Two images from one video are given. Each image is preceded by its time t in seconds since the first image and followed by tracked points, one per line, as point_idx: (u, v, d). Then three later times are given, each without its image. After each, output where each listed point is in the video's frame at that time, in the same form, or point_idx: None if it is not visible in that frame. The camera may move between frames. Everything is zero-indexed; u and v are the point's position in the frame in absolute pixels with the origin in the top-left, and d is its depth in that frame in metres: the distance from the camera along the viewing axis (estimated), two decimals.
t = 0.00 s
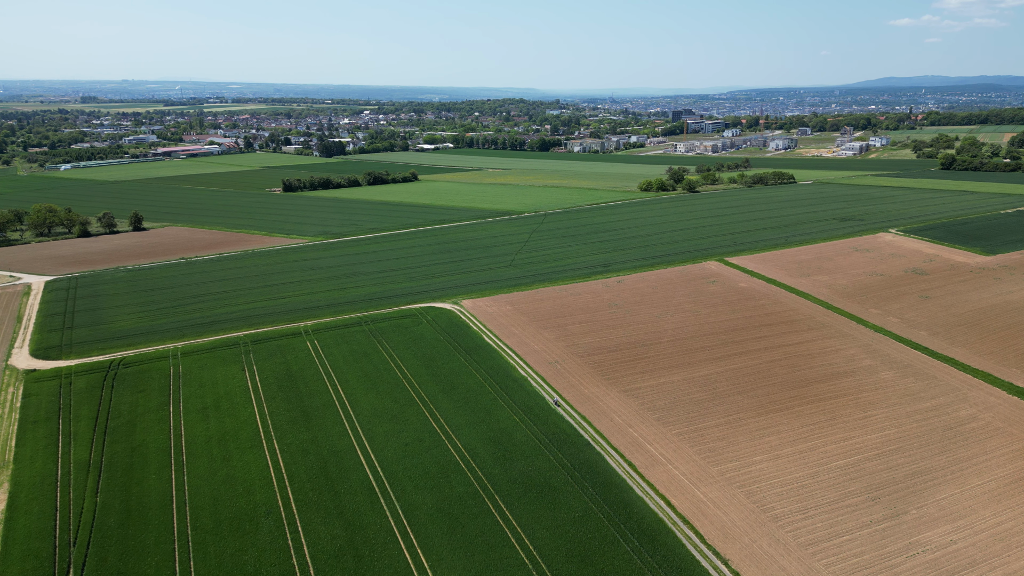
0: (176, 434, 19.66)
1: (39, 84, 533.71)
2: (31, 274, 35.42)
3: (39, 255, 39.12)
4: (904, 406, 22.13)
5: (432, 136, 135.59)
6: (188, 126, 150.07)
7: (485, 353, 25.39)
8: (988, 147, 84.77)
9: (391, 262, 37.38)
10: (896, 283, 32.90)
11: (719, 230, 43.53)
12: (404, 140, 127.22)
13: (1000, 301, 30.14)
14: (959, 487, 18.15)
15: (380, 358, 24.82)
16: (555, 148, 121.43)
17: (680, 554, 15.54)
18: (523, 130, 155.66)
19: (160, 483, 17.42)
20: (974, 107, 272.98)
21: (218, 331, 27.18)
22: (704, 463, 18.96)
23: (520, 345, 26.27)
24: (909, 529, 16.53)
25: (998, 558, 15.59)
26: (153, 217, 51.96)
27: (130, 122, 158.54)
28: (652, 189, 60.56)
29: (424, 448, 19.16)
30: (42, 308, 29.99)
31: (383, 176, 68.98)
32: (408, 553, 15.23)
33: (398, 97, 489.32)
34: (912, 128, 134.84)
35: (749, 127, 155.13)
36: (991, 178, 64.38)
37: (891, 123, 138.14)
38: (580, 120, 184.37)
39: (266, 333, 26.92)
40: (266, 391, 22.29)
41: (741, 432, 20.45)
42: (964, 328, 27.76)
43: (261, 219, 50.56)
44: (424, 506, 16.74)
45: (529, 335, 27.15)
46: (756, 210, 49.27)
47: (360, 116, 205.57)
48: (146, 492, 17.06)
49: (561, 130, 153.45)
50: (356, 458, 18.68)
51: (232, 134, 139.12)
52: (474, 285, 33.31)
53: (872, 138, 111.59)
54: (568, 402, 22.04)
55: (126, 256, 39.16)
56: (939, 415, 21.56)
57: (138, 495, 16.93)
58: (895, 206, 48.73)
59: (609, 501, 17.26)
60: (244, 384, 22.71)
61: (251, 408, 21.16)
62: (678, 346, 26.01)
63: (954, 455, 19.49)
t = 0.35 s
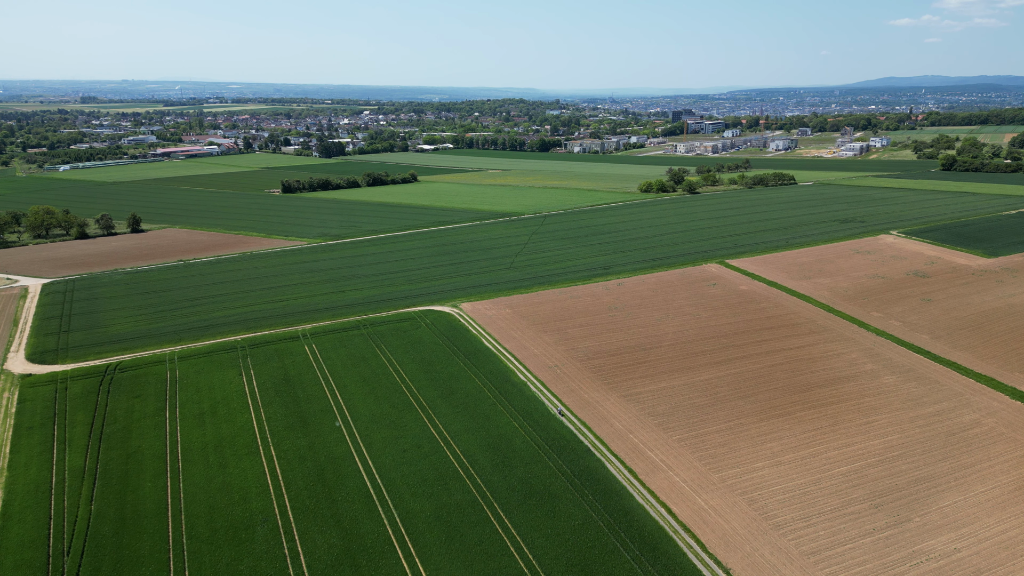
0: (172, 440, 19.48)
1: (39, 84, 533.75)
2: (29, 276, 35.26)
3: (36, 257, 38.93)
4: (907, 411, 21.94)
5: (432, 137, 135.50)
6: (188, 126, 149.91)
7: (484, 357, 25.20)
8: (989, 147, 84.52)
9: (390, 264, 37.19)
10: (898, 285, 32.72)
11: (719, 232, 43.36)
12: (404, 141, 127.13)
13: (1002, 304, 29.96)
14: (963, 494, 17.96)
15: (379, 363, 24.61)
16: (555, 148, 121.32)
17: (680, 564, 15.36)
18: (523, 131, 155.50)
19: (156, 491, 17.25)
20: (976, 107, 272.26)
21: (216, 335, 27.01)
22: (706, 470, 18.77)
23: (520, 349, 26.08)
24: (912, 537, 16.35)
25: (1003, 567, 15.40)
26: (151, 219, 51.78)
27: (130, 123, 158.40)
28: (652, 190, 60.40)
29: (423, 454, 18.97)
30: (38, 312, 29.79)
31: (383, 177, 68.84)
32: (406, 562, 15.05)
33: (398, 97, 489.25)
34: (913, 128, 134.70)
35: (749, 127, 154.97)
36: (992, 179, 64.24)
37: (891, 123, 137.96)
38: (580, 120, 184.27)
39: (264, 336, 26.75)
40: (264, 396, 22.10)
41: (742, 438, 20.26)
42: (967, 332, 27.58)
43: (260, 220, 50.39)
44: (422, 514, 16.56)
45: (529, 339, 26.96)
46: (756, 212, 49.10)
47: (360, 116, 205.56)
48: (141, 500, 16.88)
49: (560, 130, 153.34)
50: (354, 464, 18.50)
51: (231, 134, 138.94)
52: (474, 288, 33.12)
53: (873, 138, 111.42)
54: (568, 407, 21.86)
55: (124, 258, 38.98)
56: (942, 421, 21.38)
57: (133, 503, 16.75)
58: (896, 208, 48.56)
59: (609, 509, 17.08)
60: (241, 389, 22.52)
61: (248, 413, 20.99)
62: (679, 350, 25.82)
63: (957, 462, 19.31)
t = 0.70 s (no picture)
0: (168, 447, 19.33)
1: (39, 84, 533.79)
2: (26, 279, 35.07)
3: (34, 259, 38.73)
4: (910, 416, 21.76)
5: (431, 137, 135.36)
6: (187, 126, 149.69)
7: (483, 361, 25.04)
8: (990, 148, 84.28)
9: (388, 267, 36.99)
10: (899, 288, 32.54)
11: (720, 234, 43.17)
12: (404, 141, 127.03)
13: (1005, 307, 29.76)
14: (966, 501, 17.78)
15: (377, 367, 24.42)
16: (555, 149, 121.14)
17: (681, 573, 15.18)
18: (523, 131, 155.31)
19: (151, 498, 17.07)
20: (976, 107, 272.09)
21: (213, 339, 26.83)
22: (707, 477, 18.58)
23: (519, 352, 25.90)
24: (916, 545, 16.17)
25: None
26: (150, 220, 51.58)
27: (130, 123, 158.34)
28: (652, 191, 60.23)
29: (421, 461, 18.79)
30: (35, 315, 29.59)
31: (382, 178, 68.70)
32: (403, 571, 14.86)
33: (398, 97, 489.14)
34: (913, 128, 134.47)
35: (749, 127, 154.83)
36: (993, 180, 64.02)
37: (891, 123, 137.75)
38: (580, 120, 184.14)
39: (262, 340, 26.58)
40: (261, 401, 21.92)
41: (744, 444, 20.09)
42: (969, 335, 27.39)
43: (258, 222, 50.19)
44: (420, 522, 16.37)
45: (528, 343, 26.79)
46: (757, 213, 48.93)
47: (360, 116, 205.47)
48: (136, 507, 16.70)
49: (561, 130, 153.17)
50: (352, 472, 18.31)
51: (231, 134, 138.79)
52: (473, 291, 32.94)
53: (873, 139, 111.25)
54: (567, 413, 21.68)
55: (122, 260, 38.77)
56: (945, 426, 21.20)
57: (128, 511, 16.58)
58: (897, 209, 48.38)
59: (609, 517, 16.90)
60: (238, 394, 22.33)
61: (245, 419, 20.81)
62: (679, 354, 25.64)
63: (961, 468, 19.13)
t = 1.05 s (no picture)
0: (164, 453, 19.16)
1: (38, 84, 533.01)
2: (23, 281, 34.88)
3: (31, 262, 38.54)
4: (912, 422, 21.57)
5: (431, 137, 135.13)
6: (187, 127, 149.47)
7: (482, 365, 24.85)
8: (990, 149, 84.10)
9: (387, 269, 36.80)
10: (901, 290, 32.34)
11: (720, 235, 42.98)
12: (404, 141, 126.80)
13: (1007, 310, 29.56)
14: (970, 508, 17.60)
15: (375, 371, 24.21)
16: (555, 149, 120.92)
17: None
18: (523, 131, 155.11)
19: (146, 506, 16.90)
20: (978, 106, 271.46)
21: (210, 342, 26.64)
22: (708, 483, 18.40)
23: (519, 356, 25.70)
24: (919, 554, 15.98)
25: None
26: (148, 221, 51.39)
27: (129, 124, 157.98)
28: (652, 192, 60.04)
29: (419, 468, 18.60)
30: (31, 318, 29.41)
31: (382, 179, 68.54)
32: None
33: (397, 97, 488.85)
34: (914, 128, 134.07)
35: (749, 128, 154.56)
36: (995, 181, 63.75)
37: (891, 123, 137.56)
38: (580, 120, 183.94)
39: (259, 344, 26.40)
40: (258, 406, 21.73)
41: (745, 450, 19.91)
42: (971, 339, 27.20)
43: (257, 223, 49.98)
44: (419, 530, 16.19)
45: (528, 346, 26.59)
46: (757, 214, 48.75)
47: (360, 116, 205.20)
48: (131, 516, 16.51)
49: (561, 131, 152.92)
50: (349, 478, 18.13)
51: (230, 135, 138.55)
52: (472, 293, 32.75)
53: (874, 139, 110.93)
54: (567, 418, 21.50)
55: (120, 262, 38.58)
56: (948, 432, 21.01)
57: (123, 519, 16.40)
58: (898, 210, 48.17)
59: (610, 525, 16.72)
60: (235, 399, 22.13)
61: (242, 425, 20.62)
62: (680, 358, 25.44)
63: (964, 475, 18.94)
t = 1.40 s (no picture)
0: (160, 459, 18.98)
1: (38, 84, 532.76)
2: (20, 284, 34.66)
3: (29, 264, 38.33)
4: (916, 427, 21.38)
5: (431, 138, 134.93)
6: (186, 127, 149.22)
7: (482, 370, 24.66)
8: (991, 150, 83.90)
9: (386, 272, 36.60)
10: (903, 293, 32.15)
11: (721, 237, 42.78)
12: (404, 142, 126.57)
13: (1009, 313, 29.38)
14: (974, 515, 17.41)
15: (374, 376, 24.04)
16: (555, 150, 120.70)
17: None
18: (523, 132, 154.83)
19: (141, 514, 16.71)
20: (978, 105, 271.41)
21: (208, 346, 26.45)
22: (709, 490, 18.22)
23: (518, 361, 25.52)
24: (923, 562, 15.79)
25: None
26: (146, 223, 51.17)
27: (129, 124, 157.83)
28: (652, 194, 59.84)
29: (418, 475, 18.43)
30: (28, 322, 29.21)
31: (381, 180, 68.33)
32: None
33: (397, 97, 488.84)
34: (914, 129, 133.77)
35: (749, 128, 154.32)
36: (996, 182, 63.52)
37: (891, 124, 137.33)
38: (580, 121, 183.63)
39: (257, 348, 26.21)
40: (255, 412, 21.54)
41: (747, 456, 19.73)
42: (974, 342, 27.02)
43: (256, 225, 49.75)
44: (417, 539, 16.00)
45: (528, 351, 26.40)
46: (758, 216, 48.55)
47: (359, 116, 204.85)
48: (126, 524, 16.33)
49: (561, 131, 152.65)
50: (347, 486, 17.96)
51: (230, 135, 138.32)
52: (472, 297, 32.54)
53: (874, 139, 110.72)
54: (567, 424, 21.32)
55: (118, 264, 38.37)
56: (952, 437, 20.82)
57: (118, 528, 16.21)
58: (899, 212, 47.96)
59: (610, 533, 16.54)
60: (233, 404, 21.94)
61: (239, 431, 20.44)
62: (681, 363, 25.27)
63: (968, 481, 18.76)
